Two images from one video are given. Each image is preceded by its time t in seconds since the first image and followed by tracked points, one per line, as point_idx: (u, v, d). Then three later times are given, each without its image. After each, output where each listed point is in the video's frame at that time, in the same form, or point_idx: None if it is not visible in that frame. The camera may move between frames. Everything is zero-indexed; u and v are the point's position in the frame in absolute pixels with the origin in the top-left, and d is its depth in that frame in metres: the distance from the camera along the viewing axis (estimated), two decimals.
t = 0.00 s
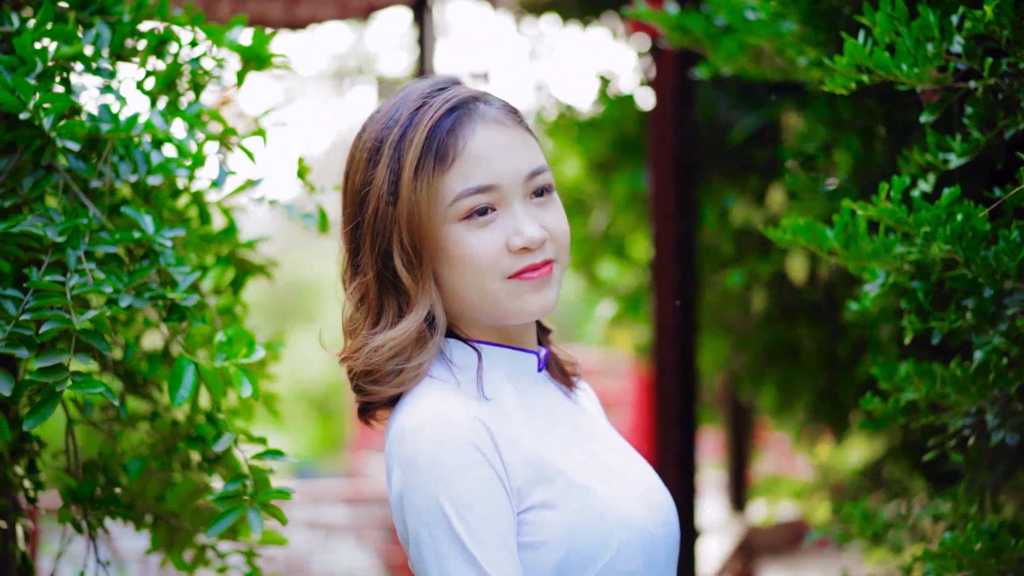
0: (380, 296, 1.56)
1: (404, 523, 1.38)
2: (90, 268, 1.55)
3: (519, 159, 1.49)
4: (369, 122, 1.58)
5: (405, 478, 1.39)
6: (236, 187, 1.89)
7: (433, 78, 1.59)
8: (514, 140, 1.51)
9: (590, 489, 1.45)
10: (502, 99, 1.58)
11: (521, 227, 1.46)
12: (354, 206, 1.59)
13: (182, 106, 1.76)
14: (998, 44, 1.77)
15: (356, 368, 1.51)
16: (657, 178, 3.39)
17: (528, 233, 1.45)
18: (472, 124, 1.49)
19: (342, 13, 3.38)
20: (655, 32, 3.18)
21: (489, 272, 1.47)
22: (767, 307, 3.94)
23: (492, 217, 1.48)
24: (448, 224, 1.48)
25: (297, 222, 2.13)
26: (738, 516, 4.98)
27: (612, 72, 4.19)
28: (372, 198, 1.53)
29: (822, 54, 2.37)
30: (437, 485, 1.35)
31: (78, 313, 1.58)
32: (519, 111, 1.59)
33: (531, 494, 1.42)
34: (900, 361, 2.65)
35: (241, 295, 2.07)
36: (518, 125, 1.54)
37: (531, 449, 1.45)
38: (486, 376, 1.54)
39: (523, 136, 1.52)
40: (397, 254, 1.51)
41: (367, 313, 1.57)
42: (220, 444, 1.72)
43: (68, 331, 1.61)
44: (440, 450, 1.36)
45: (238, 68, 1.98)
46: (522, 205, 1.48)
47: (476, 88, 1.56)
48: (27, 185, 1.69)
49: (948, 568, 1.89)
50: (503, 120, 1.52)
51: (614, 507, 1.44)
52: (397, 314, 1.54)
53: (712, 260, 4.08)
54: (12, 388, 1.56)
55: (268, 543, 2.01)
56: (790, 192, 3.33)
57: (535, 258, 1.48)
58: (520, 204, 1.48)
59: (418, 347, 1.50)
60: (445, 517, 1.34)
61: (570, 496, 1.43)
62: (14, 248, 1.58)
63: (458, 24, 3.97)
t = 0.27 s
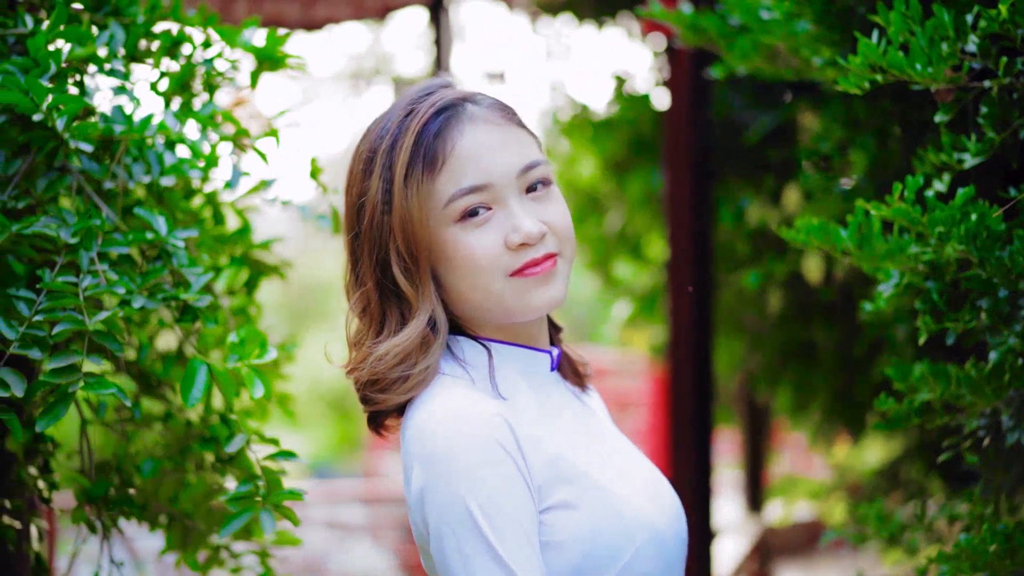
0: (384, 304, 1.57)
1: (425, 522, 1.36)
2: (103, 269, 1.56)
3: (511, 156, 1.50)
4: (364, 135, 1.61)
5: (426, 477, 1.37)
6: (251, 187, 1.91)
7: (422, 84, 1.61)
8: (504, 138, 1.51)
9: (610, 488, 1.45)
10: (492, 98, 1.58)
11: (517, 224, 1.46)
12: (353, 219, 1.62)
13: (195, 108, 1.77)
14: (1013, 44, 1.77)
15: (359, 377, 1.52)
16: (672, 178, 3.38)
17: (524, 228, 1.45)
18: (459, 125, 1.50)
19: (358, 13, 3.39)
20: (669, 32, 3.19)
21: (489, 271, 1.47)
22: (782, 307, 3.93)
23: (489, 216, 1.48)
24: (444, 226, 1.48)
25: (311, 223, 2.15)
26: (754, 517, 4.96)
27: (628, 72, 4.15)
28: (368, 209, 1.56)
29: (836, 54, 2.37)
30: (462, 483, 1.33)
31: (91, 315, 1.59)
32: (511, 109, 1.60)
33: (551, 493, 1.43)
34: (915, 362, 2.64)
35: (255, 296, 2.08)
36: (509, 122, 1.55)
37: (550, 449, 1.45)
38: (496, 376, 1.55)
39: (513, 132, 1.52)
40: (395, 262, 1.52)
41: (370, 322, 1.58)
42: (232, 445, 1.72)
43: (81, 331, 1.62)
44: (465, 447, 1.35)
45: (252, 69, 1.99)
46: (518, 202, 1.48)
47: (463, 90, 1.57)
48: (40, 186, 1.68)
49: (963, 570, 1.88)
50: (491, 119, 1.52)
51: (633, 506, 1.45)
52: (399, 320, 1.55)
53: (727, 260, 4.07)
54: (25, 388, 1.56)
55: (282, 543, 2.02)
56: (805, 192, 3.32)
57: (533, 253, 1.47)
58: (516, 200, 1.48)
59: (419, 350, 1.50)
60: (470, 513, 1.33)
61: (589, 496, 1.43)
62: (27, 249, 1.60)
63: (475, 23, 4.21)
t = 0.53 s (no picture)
0: (382, 305, 1.60)
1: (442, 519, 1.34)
2: (114, 269, 1.57)
3: (504, 152, 1.50)
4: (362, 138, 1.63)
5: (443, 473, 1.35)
6: (262, 188, 1.92)
7: (418, 85, 1.62)
8: (496, 133, 1.51)
9: (622, 488, 1.45)
10: (487, 97, 1.59)
11: (513, 218, 1.46)
12: (350, 221, 1.64)
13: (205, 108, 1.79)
14: None
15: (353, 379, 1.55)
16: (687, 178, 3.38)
17: (521, 223, 1.45)
18: (451, 123, 1.51)
19: (373, 13, 3.39)
20: (683, 32, 3.18)
21: (489, 265, 1.47)
22: (797, 307, 3.92)
23: (485, 211, 1.48)
24: (440, 223, 1.49)
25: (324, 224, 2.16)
26: (770, 518, 4.94)
27: (645, 72, 4.17)
28: (362, 211, 1.58)
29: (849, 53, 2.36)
30: (481, 477, 1.32)
31: (101, 315, 1.59)
32: (506, 105, 1.60)
33: (564, 492, 1.42)
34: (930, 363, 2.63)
35: (267, 296, 2.09)
36: (502, 118, 1.55)
37: (563, 448, 1.45)
38: (505, 376, 1.56)
39: (507, 128, 1.53)
40: (387, 262, 1.54)
41: (368, 322, 1.61)
42: (243, 445, 1.74)
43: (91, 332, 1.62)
44: (483, 442, 1.34)
45: (263, 69, 2.00)
46: (513, 197, 1.48)
47: (457, 90, 1.58)
48: (52, 186, 1.67)
49: (977, 571, 1.87)
50: (484, 116, 1.53)
51: (646, 506, 1.45)
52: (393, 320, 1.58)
53: (742, 260, 4.06)
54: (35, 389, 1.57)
55: (293, 543, 2.03)
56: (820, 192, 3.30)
57: (531, 248, 1.47)
58: (512, 195, 1.48)
59: (405, 349, 1.51)
60: (492, 508, 1.31)
61: (601, 494, 1.43)
62: (38, 250, 1.60)
63: (490, 25, 4.21)
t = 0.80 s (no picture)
0: (384, 297, 1.61)
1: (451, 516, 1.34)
2: (123, 267, 1.58)
3: (513, 148, 1.50)
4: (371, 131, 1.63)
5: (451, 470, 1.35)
6: (272, 188, 1.95)
7: (427, 81, 1.62)
8: (505, 130, 1.52)
9: (629, 486, 1.45)
10: (497, 94, 1.59)
11: (522, 214, 1.46)
12: (356, 214, 1.65)
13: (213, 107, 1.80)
14: None
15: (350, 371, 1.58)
16: (699, 176, 3.38)
17: (529, 219, 1.45)
18: (461, 118, 1.51)
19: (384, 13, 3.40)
20: (695, 30, 3.17)
21: (496, 260, 1.47)
22: (810, 306, 3.91)
23: (493, 207, 1.48)
24: (448, 217, 1.49)
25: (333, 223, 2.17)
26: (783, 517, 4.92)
27: (657, 70, 4.14)
28: (369, 203, 1.58)
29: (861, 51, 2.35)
30: (491, 474, 1.32)
31: (110, 313, 1.60)
32: (515, 103, 1.61)
33: (572, 489, 1.42)
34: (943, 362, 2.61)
35: (277, 295, 2.10)
36: (511, 115, 1.55)
37: (570, 446, 1.45)
38: (510, 373, 1.56)
39: (516, 125, 1.53)
40: (391, 255, 1.55)
41: (369, 314, 1.63)
42: (252, 443, 1.74)
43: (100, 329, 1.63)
44: (493, 439, 1.34)
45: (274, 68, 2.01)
46: (522, 193, 1.49)
47: (468, 85, 1.59)
48: (61, 185, 1.68)
49: (989, 570, 1.86)
50: (494, 112, 1.53)
51: (652, 503, 1.45)
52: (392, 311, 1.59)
53: (754, 259, 4.05)
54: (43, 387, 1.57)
55: (302, 542, 2.04)
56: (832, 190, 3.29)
57: (539, 244, 1.48)
58: (519, 191, 1.49)
59: (396, 340, 1.53)
60: (501, 505, 1.31)
61: (608, 492, 1.43)
62: (48, 248, 1.61)
63: (503, 24, 4.13)
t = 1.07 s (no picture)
0: (389, 288, 1.61)
1: (457, 509, 1.34)
2: (129, 263, 1.58)
3: (521, 143, 1.50)
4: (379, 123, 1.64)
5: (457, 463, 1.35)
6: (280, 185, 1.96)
7: (437, 73, 1.63)
8: (514, 124, 1.52)
9: (634, 482, 1.45)
10: (507, 89, 1.60)
11: (528, 209, 1.46)
12: (362, 205, 1.65)
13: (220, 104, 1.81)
14: None
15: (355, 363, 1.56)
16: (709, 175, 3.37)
17: (535, 214, 1.45)
18: (470, 111, 1.52)
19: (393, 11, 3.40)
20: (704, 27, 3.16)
21: (501, 255, 1.47)
22: (821, 304, 3.90)
23: (499, 201, 1.48)
24: (454, 210, 1.49)
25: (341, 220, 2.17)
26: (794, 516, 4.91)
27: (668, 68, 4.10)
28: (375, 194, 1.58)
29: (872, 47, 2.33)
30: (497, 468, 1.32)
31: (116, 309, 1.61)
32: (525, 98, 1.61)
33: (577, 484, 1.42)
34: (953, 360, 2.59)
35: (285, 292, 2.11)
36: (520, 109, 1.55)
37: (576, 441, 1.45)
38: (516, 365, 1.57)
39: (525, 120, 1.53)
40: (397, 246, 1.55)
41: (374, 306, 1.63)
42: (258, 439, 1.74)
43: (106, 325, 1.64)
44: (501, 430, 1.34)
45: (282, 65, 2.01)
46: (528, 188, 1.49)
47: (477, 79, 1.59)
48: (68, 181, 1.68)
49: (999, 568, 1.87)
50: (503, 107, 1.53)
51: (656, 499, 1.45)
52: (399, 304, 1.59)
53: (765, 257, 4.03)
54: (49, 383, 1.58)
55: (310, 539, 2.04)
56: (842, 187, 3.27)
57: (545, 239, 1.48)
58: (526, 186, 1.49)
59: (406, 334, 1.53)
60: (508, 499, 1.31)
61: (614, 488, 1.43)
62: (54, 245, 1.61)
63: (515, 20, 4.21)
